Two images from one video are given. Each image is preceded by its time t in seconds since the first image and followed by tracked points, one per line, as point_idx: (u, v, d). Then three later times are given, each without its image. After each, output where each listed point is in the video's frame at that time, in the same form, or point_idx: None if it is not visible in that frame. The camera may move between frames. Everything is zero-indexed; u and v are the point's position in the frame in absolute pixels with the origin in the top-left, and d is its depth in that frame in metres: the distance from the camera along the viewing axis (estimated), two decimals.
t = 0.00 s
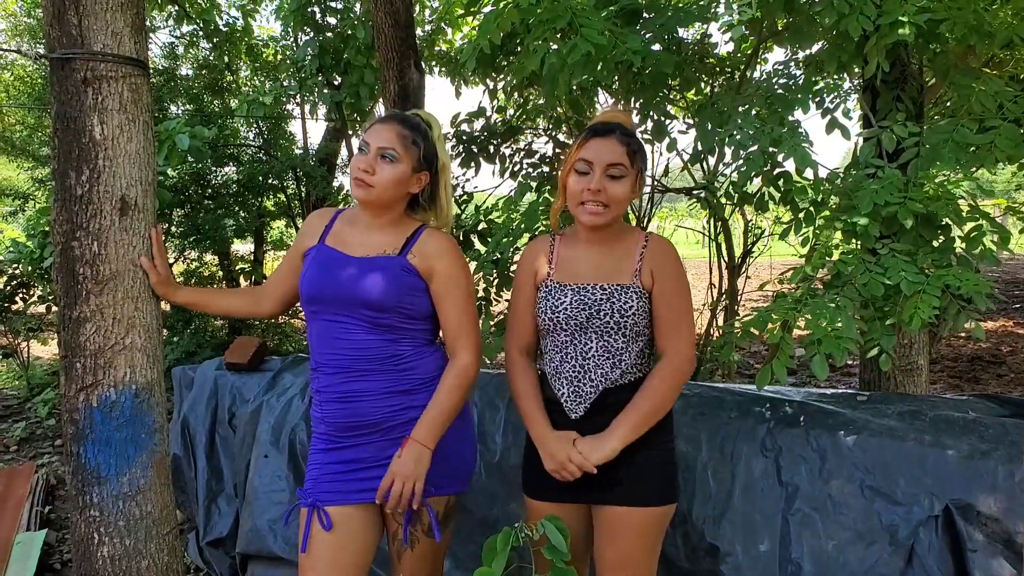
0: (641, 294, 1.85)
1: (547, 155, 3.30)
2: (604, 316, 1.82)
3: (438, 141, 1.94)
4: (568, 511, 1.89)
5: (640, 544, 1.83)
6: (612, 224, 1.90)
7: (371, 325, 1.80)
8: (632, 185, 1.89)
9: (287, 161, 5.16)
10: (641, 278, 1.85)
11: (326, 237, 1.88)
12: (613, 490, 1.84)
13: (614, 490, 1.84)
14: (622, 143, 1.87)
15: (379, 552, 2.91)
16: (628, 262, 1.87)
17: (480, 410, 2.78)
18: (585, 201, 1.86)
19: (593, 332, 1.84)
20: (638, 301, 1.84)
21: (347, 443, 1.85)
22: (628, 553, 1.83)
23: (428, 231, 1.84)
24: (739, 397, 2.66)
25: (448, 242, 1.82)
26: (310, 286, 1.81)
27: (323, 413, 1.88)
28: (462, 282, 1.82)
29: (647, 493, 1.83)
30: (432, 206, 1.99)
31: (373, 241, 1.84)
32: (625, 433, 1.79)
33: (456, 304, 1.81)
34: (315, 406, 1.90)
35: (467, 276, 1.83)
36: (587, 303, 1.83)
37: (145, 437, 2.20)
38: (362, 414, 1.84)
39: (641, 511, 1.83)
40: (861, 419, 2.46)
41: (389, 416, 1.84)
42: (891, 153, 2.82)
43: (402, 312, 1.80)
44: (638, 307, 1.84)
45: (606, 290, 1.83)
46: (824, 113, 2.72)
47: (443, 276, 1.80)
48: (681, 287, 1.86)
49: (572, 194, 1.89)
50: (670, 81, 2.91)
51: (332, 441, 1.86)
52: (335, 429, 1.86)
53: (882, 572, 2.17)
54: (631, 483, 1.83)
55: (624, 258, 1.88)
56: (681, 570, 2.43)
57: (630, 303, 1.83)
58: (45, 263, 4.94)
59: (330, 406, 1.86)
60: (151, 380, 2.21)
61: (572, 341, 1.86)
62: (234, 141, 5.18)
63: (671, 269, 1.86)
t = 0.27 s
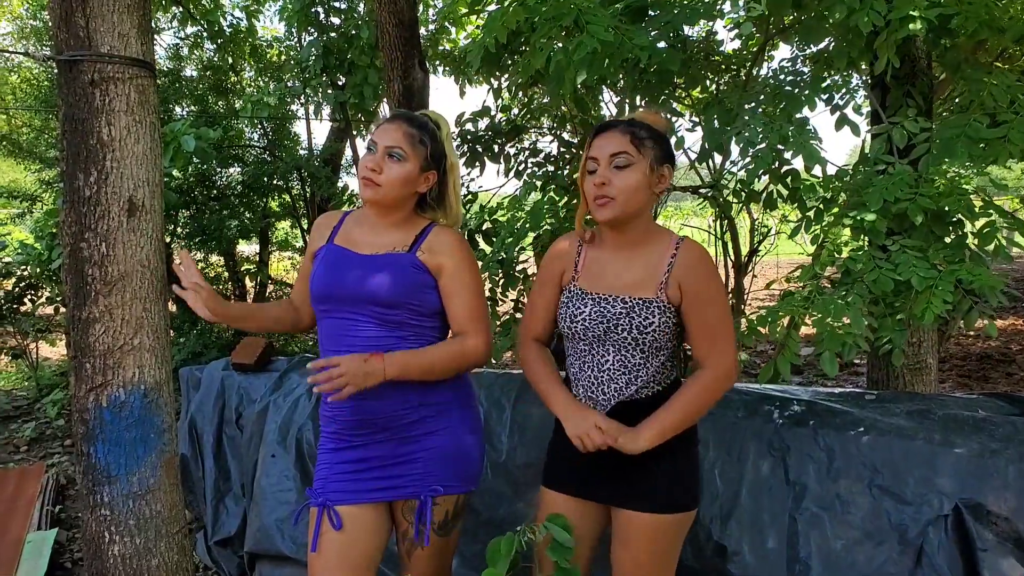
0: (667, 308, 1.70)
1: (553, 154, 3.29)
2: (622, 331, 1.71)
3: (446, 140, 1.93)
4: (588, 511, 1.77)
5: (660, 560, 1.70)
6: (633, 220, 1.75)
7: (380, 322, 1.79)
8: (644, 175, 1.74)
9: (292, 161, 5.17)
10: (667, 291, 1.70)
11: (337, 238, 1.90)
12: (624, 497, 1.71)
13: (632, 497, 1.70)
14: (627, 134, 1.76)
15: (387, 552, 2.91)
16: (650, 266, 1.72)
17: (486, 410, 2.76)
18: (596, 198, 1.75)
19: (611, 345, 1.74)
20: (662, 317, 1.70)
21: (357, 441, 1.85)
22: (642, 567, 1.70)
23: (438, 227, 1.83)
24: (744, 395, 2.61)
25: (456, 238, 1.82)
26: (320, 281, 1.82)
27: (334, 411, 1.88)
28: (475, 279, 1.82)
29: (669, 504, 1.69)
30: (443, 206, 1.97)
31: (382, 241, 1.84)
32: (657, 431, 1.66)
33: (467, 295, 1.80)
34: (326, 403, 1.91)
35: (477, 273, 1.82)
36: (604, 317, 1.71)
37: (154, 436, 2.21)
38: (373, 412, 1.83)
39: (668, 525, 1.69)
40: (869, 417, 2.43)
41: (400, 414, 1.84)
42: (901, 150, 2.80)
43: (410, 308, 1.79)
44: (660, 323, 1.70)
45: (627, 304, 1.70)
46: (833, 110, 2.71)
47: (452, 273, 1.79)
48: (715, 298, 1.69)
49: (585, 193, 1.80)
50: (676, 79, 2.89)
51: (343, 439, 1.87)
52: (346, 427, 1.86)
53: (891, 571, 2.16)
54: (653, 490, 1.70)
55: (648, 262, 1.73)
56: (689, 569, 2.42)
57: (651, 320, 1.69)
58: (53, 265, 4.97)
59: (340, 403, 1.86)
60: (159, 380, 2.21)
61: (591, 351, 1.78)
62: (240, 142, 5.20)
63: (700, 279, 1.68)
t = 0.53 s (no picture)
0: (664, 307, 1.67)
1: (557, 154, 3.29)
2: (614, 325, 1.71)
3: (456, 143, 1.93)
4: (597, 508, 1.77)
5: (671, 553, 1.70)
6: (638, 220, 1.76)
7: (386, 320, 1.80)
8: (647, 174, 1.73)
9: (296, 164, 5.18)
10: (666, 291, 1.66)
11: (345, 242, 1.90)
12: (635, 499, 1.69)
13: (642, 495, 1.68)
14: (627, 132, 1.75)
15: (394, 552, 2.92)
16: (653, 265, 1.70)
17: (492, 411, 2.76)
18: (600, 199, 1.76)
19: (604, 339, 1.74)
20: (655, 314, 1.67)
21: (364, 441, 1.85)
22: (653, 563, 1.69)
23: (444, 227, 1.84)
24: (753, 393, 2.58)
25: (464, 238, 1.83)
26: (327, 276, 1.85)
27: (342, 411, 1.88)
28: (466, 273, 1.80)
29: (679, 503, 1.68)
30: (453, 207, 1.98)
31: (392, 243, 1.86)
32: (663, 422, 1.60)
33: (449, 278, 1.77)
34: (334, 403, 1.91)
35: (472, 268, 1.81)
36: (599, 310, 1.72)
37: (160, 439, 2.22)
38: (380, 413, 1.84)
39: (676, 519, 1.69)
40: (875, 415, 2.41)
41: (407, 415, 1.84)
42: (905, 146, 2.79)
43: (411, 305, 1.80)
44: (653, 320, 1.67)
45: (621, 298, 1.70)
46: (837, 108, 2.68)
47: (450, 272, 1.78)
48: (722, 297, 1.62)
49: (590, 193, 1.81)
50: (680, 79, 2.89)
51: (351, 439, 1.87)
52: (353, 427, 1.86)
53: (898, 569, 2.16)
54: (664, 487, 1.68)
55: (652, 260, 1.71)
56: (696, 568, 2.42)
57: (643, 316, 1.67)
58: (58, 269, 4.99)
59: (348, 404, 1.87)
60: (165, 383, 2.22)
61: (588, 344, 1.78)
62: (244, 144, 5.19)
63: (707, 281, 1.62)
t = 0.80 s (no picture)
0: (648, 297, 1.66)
1: (559, 154, 3.29)
2: (601, 316, 1.71)
3: (461, 147, 1.94)
4: (595, 508, 1.77)
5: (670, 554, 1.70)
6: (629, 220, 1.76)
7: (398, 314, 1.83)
8: (637, 173, 1.74)
9: (300, 165, 5.19)
10: (651, 280, 1.67)
11: (352, 238, 1.91)
12: (638, 499, 1.68)
13: (643, 495, 1.68)
14: (617, 132, 1.75)
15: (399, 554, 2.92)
16: (640, 260, 1.70)
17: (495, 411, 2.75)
18: (591, 198, 1.77)
19: (593, 330, 1.74)
20: (641, 304, 1.67)
21: (373, 442, 1.84)
22: (652, 563, 1.69)
23: (448, 227, 1.85)
24: (757, 394, 2.57)
25: (468, 237, 1.85)
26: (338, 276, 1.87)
27: (349, 411, 1.86)
28: (468, 270, 1.83)
29: (682, 503, 1.68)
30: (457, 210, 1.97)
31: (397, 244, 1.87)
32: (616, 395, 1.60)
33: (447, 268, 1.78)
34: (340, 403, 1.88)
35: (473, 267, 1.84)
36: (588, 302, 1.73)
37: (164, 441, 2.22)
38: (389, 413, 1.83)
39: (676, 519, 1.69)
40: (880, 415, 2.39)
41: (416, 414, 1.83)
42: (909, 143, 2.77)
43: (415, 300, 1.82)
44: (639, 310, 1.67)
45: (610, 290, 1.71)
46: (839, 106, 2.66)
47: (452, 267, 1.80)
48: (703, 296, 1.61)
49: (582, 192, 1.81)
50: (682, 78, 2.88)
51: (358, 440, 1.85)
52: (361, 428, 1.84)
53: (904, 569, 2.15)
54: (665, 488, 1.67)
55: (639, 255, 1.71)
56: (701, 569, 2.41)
57: (630, 306, 1.67)
58: (64, 271, 5.01)
59: (356, 404, 1.85)
60: (169, 385, 2.23)
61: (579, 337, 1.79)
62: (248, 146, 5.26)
63: (692, 277, 1.62)
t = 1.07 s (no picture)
0: (649, 286, 1.65)
1: (572, 151, 3.29)
2: (605, 309, 1.70)
3: (478, 148, 1.96)
4: (607, 501, 1.73)
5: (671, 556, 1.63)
6: (632, 218, 1.76)
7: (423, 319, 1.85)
8: (646, 174, 1.74)
9: (315, 168, 5.22)
10: (651, 270, 1.65)
11: (369, 238, 1.89)
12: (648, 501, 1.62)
13: (653, 489, 1.63)
14: (628, 132, 1.75)
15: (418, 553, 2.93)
16: (640, 251, 1.69)
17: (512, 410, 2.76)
18: (595, 194, 1.77)
19: (600, 325, 1.73)
20: (642, 294, 1.65)
21: (394, 441, 1.84)
22: (650, 563, 1.62)
23: (465, 231, 1.88)
24: (775, 392, 2.59)
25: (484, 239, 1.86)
26: (360, 287, 1.86)
27: (369, 410, 1.86)
28: (491, 276, 1.86)
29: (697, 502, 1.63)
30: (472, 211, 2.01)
31: (413, 244, 1.87)
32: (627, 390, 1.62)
33: (476, 290, 1.82)
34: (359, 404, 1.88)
35: (493, 273, 1.86)
36: (592, 297, 1.72)
37: (186, 443, 2.25)
38: (411, 412, 1.83)
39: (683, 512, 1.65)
40: (900, 410, 2.38)
41: (439, 412, 1.85)
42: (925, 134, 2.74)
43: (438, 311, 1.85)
44: (641, 300, 1.65)
45: (611, 284, 1.69)
46: (852, 97, 2.64)
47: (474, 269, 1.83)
48: (704, 285, 1.60)
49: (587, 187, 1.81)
50: (694, 73, 2.86)
51: (379, 439, 1.85)
52: (383, 427, 1.85)
53: (926, 564, 2.10)
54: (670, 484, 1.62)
55: (639, 247, 1.70)
56: (720, 565, 2.39)
57: (631, 296, 1.66)
58: (85, 276, 5.09)
59: (377, 403, 1.85)
60: (189, 387, 2.25)
61: (588, 333, 1.78)
62: (263, 150, 5.23)
63: (691, 269, 1.60)
